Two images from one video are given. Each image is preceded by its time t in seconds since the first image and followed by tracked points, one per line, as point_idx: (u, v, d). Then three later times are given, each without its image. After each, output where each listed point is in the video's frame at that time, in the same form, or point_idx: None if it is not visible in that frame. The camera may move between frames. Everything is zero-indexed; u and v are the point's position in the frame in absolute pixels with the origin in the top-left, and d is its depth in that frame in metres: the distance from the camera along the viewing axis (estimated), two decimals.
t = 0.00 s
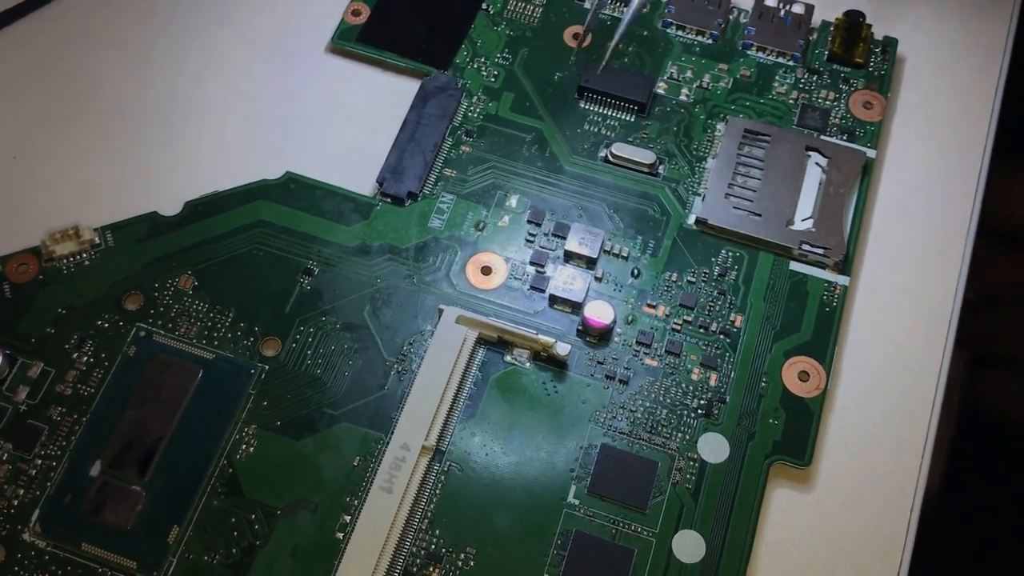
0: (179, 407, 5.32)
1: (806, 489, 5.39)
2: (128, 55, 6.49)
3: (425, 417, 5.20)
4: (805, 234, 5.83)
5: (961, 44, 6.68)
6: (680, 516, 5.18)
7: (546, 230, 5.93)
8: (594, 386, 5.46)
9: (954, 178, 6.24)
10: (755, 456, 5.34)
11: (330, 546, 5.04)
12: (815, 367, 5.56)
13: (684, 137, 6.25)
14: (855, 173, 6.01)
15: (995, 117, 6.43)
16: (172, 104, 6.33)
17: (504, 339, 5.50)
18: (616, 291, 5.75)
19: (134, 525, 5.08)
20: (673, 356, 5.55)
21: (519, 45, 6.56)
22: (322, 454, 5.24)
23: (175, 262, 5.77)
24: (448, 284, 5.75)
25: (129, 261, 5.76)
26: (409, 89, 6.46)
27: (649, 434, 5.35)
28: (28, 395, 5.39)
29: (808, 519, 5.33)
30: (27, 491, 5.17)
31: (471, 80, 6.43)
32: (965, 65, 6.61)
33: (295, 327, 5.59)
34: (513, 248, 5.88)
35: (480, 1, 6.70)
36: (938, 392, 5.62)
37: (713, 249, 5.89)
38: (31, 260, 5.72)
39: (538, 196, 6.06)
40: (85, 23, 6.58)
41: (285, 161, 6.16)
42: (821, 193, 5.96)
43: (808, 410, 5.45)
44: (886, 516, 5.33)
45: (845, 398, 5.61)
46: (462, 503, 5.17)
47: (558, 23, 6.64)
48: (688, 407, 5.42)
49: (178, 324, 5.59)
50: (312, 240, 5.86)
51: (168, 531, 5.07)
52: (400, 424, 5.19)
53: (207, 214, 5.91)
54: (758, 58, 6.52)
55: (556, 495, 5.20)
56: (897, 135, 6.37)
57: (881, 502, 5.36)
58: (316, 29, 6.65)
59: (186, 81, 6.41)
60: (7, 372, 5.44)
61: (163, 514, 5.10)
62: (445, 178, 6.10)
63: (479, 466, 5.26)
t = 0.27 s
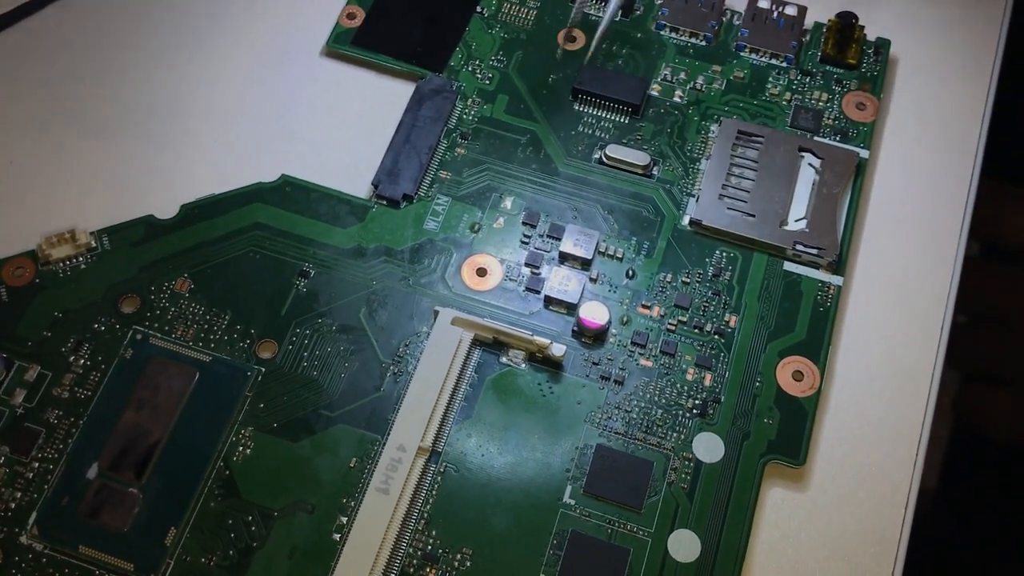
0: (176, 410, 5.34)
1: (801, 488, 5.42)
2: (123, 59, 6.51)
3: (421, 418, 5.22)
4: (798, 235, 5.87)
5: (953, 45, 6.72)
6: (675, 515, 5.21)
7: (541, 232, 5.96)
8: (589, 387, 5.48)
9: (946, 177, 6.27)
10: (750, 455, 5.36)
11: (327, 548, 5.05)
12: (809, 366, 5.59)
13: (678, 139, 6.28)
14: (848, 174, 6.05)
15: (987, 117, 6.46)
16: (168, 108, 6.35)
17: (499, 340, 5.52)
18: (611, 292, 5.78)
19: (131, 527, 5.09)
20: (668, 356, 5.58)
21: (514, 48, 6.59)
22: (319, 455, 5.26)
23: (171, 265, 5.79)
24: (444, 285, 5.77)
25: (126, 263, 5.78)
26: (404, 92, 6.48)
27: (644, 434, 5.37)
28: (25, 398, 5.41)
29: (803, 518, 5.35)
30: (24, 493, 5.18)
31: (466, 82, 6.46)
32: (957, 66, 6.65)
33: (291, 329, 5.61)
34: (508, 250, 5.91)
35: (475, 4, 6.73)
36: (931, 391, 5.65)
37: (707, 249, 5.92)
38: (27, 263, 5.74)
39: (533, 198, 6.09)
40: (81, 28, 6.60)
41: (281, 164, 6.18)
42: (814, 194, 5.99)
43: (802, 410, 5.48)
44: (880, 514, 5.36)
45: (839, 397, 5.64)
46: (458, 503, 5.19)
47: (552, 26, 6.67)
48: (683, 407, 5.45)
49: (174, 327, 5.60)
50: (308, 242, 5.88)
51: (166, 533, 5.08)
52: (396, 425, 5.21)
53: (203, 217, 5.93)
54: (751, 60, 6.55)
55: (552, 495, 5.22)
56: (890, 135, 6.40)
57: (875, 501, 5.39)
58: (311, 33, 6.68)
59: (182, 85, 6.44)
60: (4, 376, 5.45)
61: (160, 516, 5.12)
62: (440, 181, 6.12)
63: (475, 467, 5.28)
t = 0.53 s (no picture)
0: (176, 411, 5.35)
1: (800, 489, 5.43)
2: (124, 62, 6.53)
3: (421, 419, 5.23)
4: (797, 236, 5.88)
5: (951, 47, 6.74)
6: (675, 516, 5.22)
7: (541, 233, 5.98)
8: (589, 388, 5.49)
9: (945, 179, 6.29)
10: (749, 456, 5.38)
11: (328, 548, 5.06)
12: (808, 367, 5.60)
13: (677, 141, 6.30)
14: (847, 176, 6.06)
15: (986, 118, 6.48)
16: (168, 111, 6.38)
17: (499, 342, 5.54)
18: (610, 293, 5.79)
19: (132, 529, 5.11)
20: (667, 357, 5.59)
21: (513, 50, 6.61)
22: (319, 457, 5.28)
23: (172, 267, 5.81)
24: (444, 287, 5.78)
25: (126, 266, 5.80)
26: (403, 94, 6.50)
27: (644, 435, 5.39)
28: (26, 400, 5.42)
29: (802, 518, 5.37)
30: (25, 495, 5.19)
31: (465, 85, 6.48)
32: (955, 67, 6.67)
33: (292, 331, 5.62)
34: (508, 251, 5.92)
35: (474, 7, 6.75)
36: (930, 392, 5.67)
37: (707, 251, 5.93)
38: (28, 266, 5.76)
39: (532, 200, 6.10)
40: (82, 31, 6.63)
41: (281, 167, 6.20)
42: (813, 195, 6.01)
43: (801, 410, 5.49)
44: (879, 514, 5.37)
45: (838, 398, 5.66)
46: (459, 504, 5.20)
47: (551, 28, 6.69)
48: (682, 408, 5.46)
49: (175, 329, 5.62)
50: (309, 244, 5.90)
51: (167, 534, 5.10)
52: (396, 426, 5.22)
53: (204, 219, 5.95)
54: (750, 62, 6.57)
55: (552, 495, 5.23)
56: (888, 137, 6.42)
57: (875, 501, 5.40)
58: (311, 36, 6.70)
59: (182, 87, 6.46)
60: (5, 378, 5.47)
61: (161, 517, 5.13)
62: (440, 182, 6.14)
63: (475, 468, 5.29)
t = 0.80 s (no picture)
0: (176, 412, 5.39)
1: (795, 488, 5.46)
2: (124, 64, 6.58)
3: (418, 419, 5.26)
4: (793, 237, 5.91)
5: (947, 49, 6.77)
6: (671, 515, 5.25)
7: (538, 234, 6.01)
8: (586, 388, 5.53)
9: (941, 180, 6.32)
10: (745, 456, 5.41)
11: (326, 548, 5.10)
12: (804, 368, 5.64)
13: (674, 142, 6.33)
14: (843, 177, 6.09)
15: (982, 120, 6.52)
16: (168, 113, 6.42)
17: (497, 342, 5.57)
18: (607, 294, 5.82)
19: (132, 528, 5.14)
20: (663, 358, 5.63)
21: (511, 52, 6.64)
22: (317, 456, 5.31)
23: (172, 268, 5.84)
24: (442, 288, 5.82)
25: (126, 267, 5.84)
26: (402, 96, 6.54)
27: (641, 435, 5.42)
28: (26, 400, 5.46)
29: (798, 518, 5.40)
30: (25, 495, 5.23)
31: (464, 87, 6.52)
32: (951, 69, 6.70)
33: (291, 332, 5.66)
34: (506, 252, 5.96)
35: (472, 9, 6.78)
36: (925, 392, 5.70)
37: (703, 252, 5.97)
38: (29, 267, 5.80)
39: (530, 201, 6.14)
40: (82, 34, 6.67)
41: (280, 169, 6.24)
42: (809, 196, 6.04)
43: (797, 410, 5.52)
44: (874, 514, 5.40)
45: (834, 398, 5.69)
46: (456, 503, 5.23)
47: (549, 30, 6.73)
48: (679, 408, 5.49)
49: (175, 329, 5.65)
50: (307, 246, 5.94)
51: (166, 533, 5.13)
52: (394, 426, 5.25)
53: (204, 220, 5.99)
54: (746, 64, 6.60)
55: (548, 495, 5.27)
56: (884, 139, 6.45)
57: (870, 501, 5.44)
58: (310, 38, 6.74)
59: (182, 90, 6.50)
60: (6, 378, 5.50)
61: (160, 517, 5.17)
62: (438, 184, 6.18)
63: (472, 468, 5.33)
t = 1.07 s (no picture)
0: (176, 410, 5.42)
1: (792, 487, 5.49)
2: (125, 65, 6.61)
3: (417, 418, 5.29)
4: (790, 237, 5.94)
5: (944, 50, 6.80)
6: (668, 513, 5.28)
7: (537, 234, 6.04)
8: (584, 386, 5.56)
9: (937, 182, 6.36)
10: (742, 454, 5.43)
11: (325, 545, 5.13)
12: (801, 367, 5.66)
13: (672, 143, 6.36)
14: (840, 177, 6.12)
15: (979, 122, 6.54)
16: (168, 113, 6.45)
17: (495, 341, 5.60)
18: (605, 294, 5.85)
19: (132, 526, 5.17)
20: (661, 357, 5.65)
21: (510, 53, 6.67)
22: (316, 455, 5.34)
23: (173, 268, 5.88)
24: (440, 287, 5.85)
25: (126, 267, 5.87)
26: (401, 97, 6.58)
27: (638, 433, 5.45)
28: (28, 399, 5.49)
29: (794, 516, 5.42)
30: (26, 493, 5.26)
31: (462, 87, 6.55)
32: (948, 70, 6.73)
33: (290, 331, 5.69)
34: (504, 252, 5.98)
35: (471, 10, 6.82)
36: (922, 392, 5.72)
37: (701, 251, 5.99)
38: (30, 266, 5.84)
39: (528, 201, 6.17)
40: (84, 34, 6.71)
41: (280, 169, 6.27)
42: (806, 196, 6.07)
43: (794, 409, 5.54)
44: (870, 512, 5.43)
45: (831, 397, 5.72)
46: (455, 501, 5.27)
47: (547, 31, 6.76)
48: (676, 407, 5.52)
49: (175, 328, 5.69)
50: (307, 245, 5.97)
51: (166, 531, 5.16)
52: (392, 425, 5.28)
53: (204, 220, 6.02)
54: (744, 65, 6.63)
55: (546, 493, 5.29)
56: (881, 139, 6.48)
57: (866, 499, 5.47)
58: (310, 39, 6.78)
59: (182, 90, 6.54)
60: (7, 377, 5.54)
61: (160, 514, 5.20)
62: (436, 184, 6.21)
63: (470, 466, 5.36)
